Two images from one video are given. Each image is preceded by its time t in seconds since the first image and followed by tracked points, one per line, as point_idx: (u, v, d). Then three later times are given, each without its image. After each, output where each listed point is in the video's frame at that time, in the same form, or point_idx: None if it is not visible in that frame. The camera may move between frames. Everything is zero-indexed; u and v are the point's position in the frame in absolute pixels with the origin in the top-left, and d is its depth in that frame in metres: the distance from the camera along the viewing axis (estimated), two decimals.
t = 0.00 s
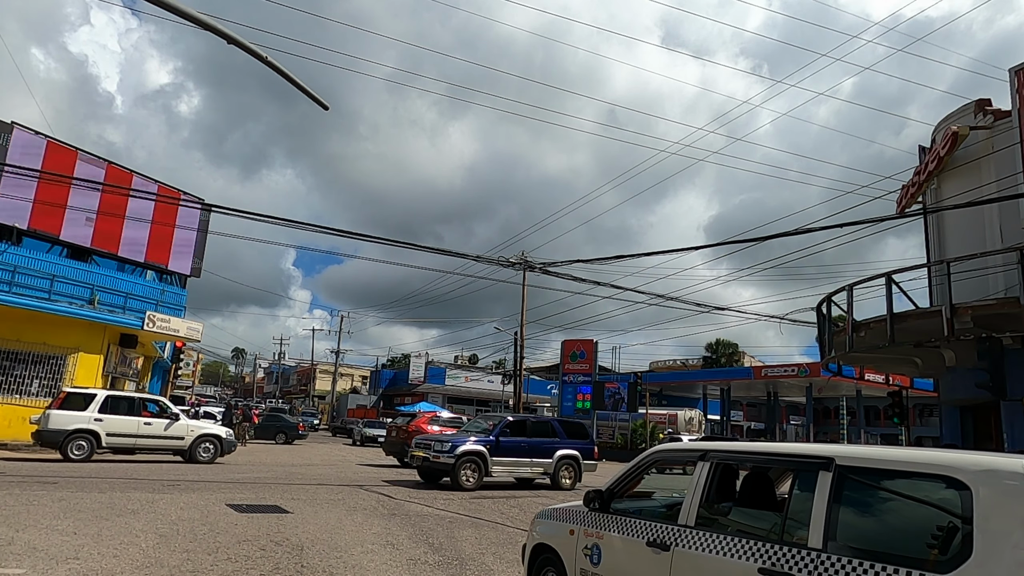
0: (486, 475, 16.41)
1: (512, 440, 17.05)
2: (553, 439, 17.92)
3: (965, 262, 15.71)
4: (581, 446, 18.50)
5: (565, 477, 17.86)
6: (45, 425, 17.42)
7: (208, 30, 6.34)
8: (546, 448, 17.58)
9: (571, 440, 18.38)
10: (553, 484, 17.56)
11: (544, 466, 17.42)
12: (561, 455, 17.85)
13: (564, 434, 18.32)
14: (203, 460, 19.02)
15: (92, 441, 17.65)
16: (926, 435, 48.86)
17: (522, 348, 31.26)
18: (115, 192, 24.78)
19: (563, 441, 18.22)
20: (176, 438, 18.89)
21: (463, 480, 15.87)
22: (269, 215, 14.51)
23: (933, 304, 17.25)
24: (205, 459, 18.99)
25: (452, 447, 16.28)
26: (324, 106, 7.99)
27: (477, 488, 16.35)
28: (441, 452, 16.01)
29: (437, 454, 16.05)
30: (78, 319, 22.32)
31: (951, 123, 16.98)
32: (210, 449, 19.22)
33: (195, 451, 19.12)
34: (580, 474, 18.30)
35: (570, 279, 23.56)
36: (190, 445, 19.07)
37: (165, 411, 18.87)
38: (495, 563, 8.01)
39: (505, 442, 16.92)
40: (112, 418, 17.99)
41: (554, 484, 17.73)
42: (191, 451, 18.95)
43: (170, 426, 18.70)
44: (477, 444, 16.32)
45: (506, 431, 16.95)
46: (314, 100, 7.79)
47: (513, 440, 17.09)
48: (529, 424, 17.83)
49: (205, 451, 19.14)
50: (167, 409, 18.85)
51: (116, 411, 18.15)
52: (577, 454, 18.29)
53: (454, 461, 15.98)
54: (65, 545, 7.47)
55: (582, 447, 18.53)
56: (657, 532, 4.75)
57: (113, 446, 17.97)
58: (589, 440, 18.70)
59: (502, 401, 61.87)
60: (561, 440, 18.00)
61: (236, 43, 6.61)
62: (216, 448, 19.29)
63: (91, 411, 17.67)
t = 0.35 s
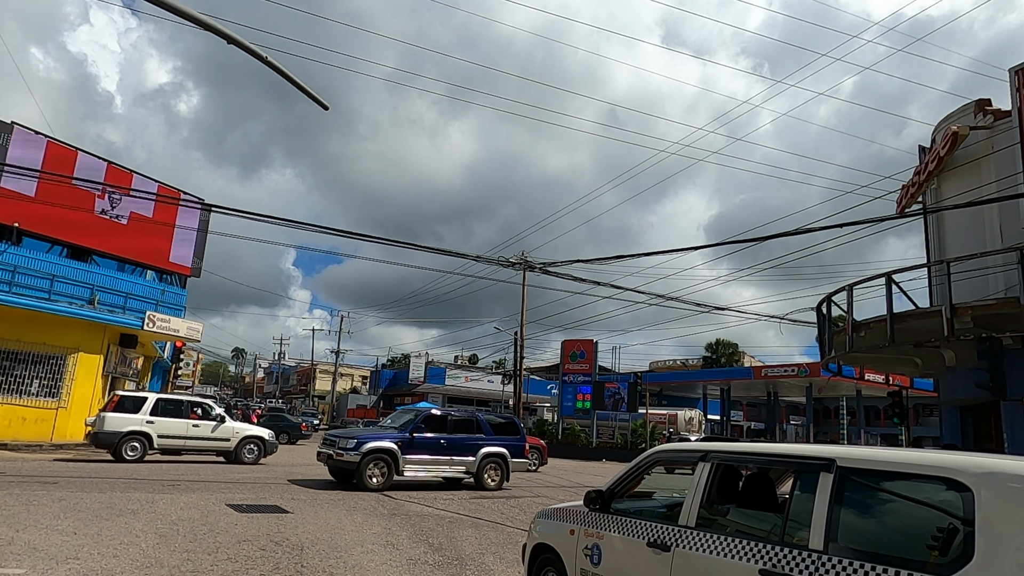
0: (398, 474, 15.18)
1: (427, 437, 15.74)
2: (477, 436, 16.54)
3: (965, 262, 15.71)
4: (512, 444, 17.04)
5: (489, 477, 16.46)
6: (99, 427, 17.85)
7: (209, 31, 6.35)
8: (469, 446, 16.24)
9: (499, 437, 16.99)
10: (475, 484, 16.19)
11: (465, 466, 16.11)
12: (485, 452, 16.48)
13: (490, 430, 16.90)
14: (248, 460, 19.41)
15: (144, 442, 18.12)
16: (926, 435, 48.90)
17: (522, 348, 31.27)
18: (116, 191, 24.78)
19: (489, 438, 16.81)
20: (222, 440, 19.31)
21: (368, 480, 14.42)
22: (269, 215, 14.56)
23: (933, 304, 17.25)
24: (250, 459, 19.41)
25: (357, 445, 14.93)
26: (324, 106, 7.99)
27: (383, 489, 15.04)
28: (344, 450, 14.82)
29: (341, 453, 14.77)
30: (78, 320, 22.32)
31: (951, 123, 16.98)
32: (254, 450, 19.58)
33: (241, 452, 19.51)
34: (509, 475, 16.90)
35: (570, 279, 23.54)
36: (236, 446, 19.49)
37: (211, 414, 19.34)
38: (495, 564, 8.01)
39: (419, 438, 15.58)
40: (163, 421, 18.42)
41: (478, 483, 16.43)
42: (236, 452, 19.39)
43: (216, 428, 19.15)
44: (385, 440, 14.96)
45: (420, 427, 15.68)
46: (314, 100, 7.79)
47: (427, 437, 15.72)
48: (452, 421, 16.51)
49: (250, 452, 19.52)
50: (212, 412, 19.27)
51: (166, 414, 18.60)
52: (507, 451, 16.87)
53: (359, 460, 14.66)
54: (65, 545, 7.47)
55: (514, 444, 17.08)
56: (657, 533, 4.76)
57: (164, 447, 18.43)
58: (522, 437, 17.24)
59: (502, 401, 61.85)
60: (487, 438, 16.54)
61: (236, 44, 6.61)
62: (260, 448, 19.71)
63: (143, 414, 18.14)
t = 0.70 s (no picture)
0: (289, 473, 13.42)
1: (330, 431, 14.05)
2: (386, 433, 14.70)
3: (965, 262, 15.71)
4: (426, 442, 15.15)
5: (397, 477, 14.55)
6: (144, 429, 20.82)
7: (210, 31, 6.35)
8: (374, 442, 14.41)
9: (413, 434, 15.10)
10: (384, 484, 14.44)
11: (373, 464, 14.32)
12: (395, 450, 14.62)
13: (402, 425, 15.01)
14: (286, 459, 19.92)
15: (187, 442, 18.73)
16: (926, 435, 48.93)
17: (522, 348, 31.28)
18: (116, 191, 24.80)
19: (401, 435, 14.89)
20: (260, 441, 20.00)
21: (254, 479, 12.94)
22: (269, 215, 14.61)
23: (933, 305, 17.24)
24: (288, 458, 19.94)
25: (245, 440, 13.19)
26: (324, 107, 8.00)
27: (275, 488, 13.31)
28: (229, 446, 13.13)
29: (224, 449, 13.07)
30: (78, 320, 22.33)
31: (951, 123, 16.98)
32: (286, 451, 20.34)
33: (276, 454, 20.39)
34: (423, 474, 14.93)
35: (570, 280, 23.52)
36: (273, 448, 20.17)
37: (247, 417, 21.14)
38: (495, 564, 8.01)
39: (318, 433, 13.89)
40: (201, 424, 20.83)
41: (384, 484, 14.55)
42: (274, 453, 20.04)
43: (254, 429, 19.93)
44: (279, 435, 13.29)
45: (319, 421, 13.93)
46: (315, 101, 7.80)
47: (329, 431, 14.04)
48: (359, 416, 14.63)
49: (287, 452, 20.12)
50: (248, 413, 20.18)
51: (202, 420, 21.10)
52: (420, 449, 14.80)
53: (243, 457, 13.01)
54: (65, 545, 7.47)
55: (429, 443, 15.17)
56: (657, 533, 4.76)
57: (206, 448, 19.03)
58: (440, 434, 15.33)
59: (502, 401, 61.85)
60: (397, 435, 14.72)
61: (237, 44, 6.61)
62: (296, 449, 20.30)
63: (182, 418, 20.37)
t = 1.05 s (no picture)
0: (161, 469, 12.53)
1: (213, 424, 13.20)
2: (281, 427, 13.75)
3: (965, 262, 15.71)
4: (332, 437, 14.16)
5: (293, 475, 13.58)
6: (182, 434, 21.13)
7: (210, 31, 6.35)
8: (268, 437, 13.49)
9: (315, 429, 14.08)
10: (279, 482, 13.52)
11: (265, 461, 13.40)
12: (291, 445, 13.62)
13: (303, 419, 14.00)
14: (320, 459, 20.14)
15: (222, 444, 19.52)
16: (926, 435, 48.92)
17: (522, 348, 31.28)
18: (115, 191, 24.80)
19: (300, 429, 13.88)
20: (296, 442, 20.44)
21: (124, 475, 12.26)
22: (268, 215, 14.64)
23: (933, 304, 17.24)
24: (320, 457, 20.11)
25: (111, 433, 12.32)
26: (324, 107, 7.99)
27: (144, 485, 12.41)
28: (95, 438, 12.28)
29: (87, 442, 12.29)
30: (78, 320, 22.33)
31: (951, 123, 16.98)
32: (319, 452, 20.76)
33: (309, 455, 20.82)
34: (325, 472, 13.90)
35: (570, 280, 23.53)
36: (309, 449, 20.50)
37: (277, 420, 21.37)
38: (495, 563, 8.01)
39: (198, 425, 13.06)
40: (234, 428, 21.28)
41: (280, 483, 13.57)
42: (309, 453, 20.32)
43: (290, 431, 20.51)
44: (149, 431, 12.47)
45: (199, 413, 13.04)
46: (315, 100, 7.79)
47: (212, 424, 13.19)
48: (252, 410, 13.70)
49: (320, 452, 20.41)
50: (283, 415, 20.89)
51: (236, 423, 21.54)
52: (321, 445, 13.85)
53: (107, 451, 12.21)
54: (65, 545, 7.48)
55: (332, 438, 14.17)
56: (656, 533, 4.76)
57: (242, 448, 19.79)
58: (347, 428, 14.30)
59: (502, 401, 61.85)
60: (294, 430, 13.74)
61: (236, 44, 6.60)
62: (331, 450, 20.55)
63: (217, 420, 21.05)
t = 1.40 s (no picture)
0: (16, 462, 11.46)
1: (83, 415, 12.15)
2: (167, 419, 12.64)
3: (965, 262, 15.71)
4: (228, 430, 13.00)
5: (178, 471, 12.37)
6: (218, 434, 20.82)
7: (210, 31, 6.36)
8: (151, 429, 12.41)
9: (208, 422, 12.99)
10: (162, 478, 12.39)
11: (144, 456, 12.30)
12: (177, 439, 12.50)
13: (193, 410, 12.87)
14: (346, 462, 22.28)
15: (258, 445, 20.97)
16: (926, 435, 48.92)
17: (522, 348, 31.25)
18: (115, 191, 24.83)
19: (189, 422, 12.80)
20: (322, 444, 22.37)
21: None
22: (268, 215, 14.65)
23: (933, 304, 17.23)
24: (347, 459, 22.25)
25: None
26: (324, 107, 7.99)
27: None
28: None
29: None
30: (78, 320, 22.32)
31: (951, 123, 16.97)
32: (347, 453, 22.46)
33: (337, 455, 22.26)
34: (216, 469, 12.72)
35: (570, 280, 23.52)
36: (332, 451, 22.39)
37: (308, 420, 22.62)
38: (495, 563, 8.01)
39: (66, 418, 12.04)
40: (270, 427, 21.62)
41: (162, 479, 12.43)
42: (334, 454, 22.25)
43: (316, 433, 22.30)
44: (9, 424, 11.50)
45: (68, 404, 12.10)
46: (314, 100, 7.79)
47: (83, 416, 12.16)
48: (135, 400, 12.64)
49: (345, 455, 22.34)
50: (311, 417, 22.61)
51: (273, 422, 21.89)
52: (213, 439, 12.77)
53: None
54: (65, 545, 7.47)
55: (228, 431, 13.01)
56: (657, 533, 4.76)
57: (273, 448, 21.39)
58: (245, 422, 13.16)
59: (502, 401, 61.85)
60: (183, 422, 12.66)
61: (236, 43, 6.61)
62: (352, 453, 22.65)
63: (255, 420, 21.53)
